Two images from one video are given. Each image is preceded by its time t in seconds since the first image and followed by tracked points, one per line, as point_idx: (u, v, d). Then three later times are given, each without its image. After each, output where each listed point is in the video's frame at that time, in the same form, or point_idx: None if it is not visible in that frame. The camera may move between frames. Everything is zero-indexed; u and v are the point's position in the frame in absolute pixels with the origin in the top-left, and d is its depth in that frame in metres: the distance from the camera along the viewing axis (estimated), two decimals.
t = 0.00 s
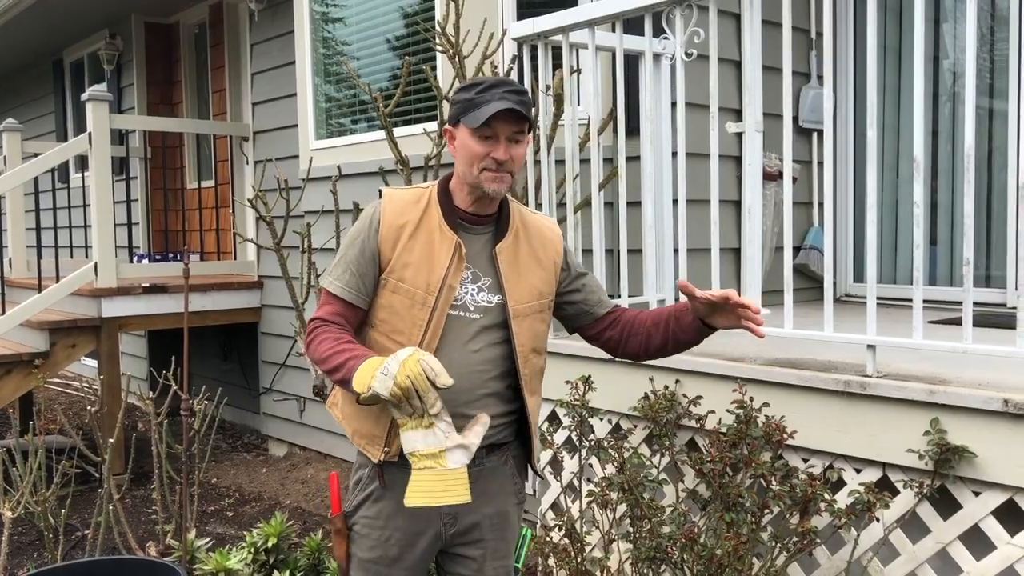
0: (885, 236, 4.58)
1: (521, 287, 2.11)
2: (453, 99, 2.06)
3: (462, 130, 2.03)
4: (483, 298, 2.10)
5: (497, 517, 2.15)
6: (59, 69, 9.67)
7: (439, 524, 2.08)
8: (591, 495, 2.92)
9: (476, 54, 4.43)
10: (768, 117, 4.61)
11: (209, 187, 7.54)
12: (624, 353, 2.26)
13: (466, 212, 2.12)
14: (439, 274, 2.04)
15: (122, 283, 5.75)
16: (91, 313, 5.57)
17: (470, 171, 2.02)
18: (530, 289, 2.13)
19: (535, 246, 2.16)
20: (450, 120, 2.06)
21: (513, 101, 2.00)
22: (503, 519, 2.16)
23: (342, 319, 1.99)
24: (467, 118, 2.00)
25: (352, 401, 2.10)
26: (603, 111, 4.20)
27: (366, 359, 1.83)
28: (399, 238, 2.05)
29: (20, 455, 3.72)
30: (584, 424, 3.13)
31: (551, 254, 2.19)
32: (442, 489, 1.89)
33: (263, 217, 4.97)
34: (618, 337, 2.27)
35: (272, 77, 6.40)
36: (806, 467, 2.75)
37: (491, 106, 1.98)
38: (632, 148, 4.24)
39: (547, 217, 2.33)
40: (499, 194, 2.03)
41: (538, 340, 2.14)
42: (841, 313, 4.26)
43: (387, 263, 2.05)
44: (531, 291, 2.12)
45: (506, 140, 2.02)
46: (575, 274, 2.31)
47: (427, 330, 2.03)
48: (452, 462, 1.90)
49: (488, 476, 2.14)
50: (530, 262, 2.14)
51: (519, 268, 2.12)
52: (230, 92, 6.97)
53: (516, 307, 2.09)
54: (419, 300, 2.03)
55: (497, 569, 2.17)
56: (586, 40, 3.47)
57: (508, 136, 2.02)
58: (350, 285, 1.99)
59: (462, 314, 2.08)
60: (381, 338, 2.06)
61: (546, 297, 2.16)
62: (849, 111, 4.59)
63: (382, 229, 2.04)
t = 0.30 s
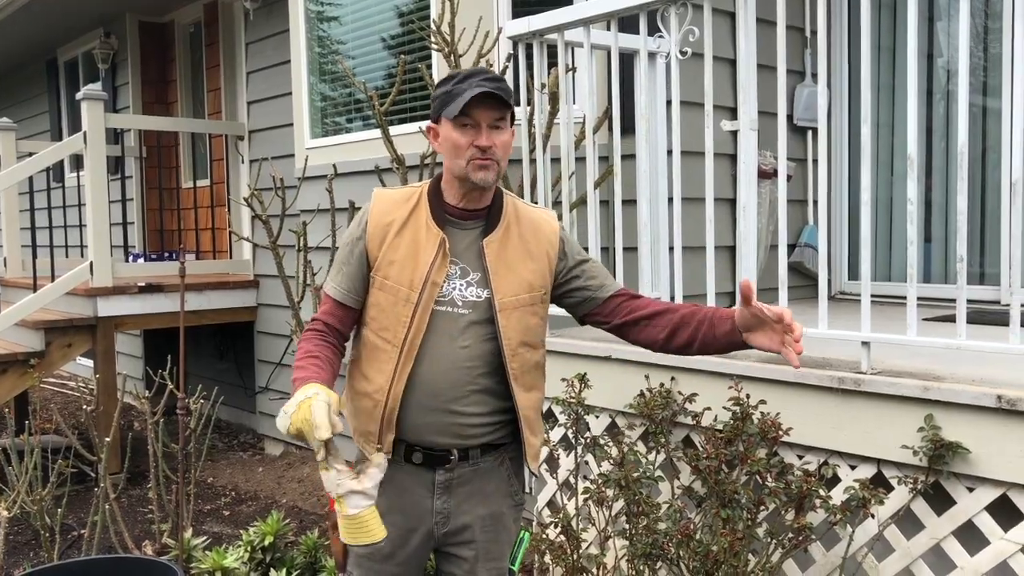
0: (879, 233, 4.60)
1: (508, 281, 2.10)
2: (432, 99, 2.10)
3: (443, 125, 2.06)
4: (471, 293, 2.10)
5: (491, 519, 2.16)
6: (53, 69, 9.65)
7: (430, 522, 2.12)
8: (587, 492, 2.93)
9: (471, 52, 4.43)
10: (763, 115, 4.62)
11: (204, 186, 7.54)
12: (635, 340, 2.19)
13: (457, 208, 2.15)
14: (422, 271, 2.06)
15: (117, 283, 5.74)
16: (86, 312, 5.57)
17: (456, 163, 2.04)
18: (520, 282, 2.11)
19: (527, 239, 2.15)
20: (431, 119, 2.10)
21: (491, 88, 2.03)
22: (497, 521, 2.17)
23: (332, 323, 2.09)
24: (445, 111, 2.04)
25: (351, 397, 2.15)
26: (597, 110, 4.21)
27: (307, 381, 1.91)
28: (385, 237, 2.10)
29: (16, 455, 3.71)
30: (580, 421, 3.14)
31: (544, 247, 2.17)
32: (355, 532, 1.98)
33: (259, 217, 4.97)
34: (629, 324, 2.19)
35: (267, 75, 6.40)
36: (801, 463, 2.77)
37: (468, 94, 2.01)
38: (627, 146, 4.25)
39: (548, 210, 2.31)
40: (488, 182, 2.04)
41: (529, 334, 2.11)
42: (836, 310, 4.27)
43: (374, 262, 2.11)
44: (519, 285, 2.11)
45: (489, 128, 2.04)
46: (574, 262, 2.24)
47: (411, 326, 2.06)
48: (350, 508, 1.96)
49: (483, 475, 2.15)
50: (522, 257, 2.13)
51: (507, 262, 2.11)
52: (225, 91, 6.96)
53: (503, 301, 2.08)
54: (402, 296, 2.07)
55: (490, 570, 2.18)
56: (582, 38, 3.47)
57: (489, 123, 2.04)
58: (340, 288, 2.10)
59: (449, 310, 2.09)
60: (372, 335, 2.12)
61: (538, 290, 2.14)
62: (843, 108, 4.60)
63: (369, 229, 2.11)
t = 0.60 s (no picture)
0: (873, 231, 4.62)
1: (498, 278, 2.09)
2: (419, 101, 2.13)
3: (426, 129, 2.09)
4: (462, 291, 2.11)
5: (481, 519, 2.13)
6: (48, 69, 9.65)
7: (421, 519, 2.13)
8: (582, 489, 2.94)
9: (465, 51, 4.44)
10: (756, 112, 4.63)
11: (199, 186, 7.54)
12: (635, 340, 2.12)
13: (450, 206, 2.16)
14: (410, 270, 2.08)
15: (112, 283, 5.75)
16: (81, 312, 5.57)
17: (438, 166, 2.07)
18: (512, 280, 2.10)
19: (521, 235, 2.13)
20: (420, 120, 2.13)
21: (469, 89, 2.01)
22: (488, 521, 2.14)
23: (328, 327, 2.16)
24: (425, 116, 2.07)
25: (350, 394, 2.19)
26: (592, 109, 4.22)
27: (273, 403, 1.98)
28: (376, 236, 2.13)
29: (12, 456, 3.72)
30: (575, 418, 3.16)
31: (538, 243, 2.14)
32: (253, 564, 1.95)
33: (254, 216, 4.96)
34: (633, 323, 2.12)
35: (261, 75, 6.40)
36: (795, 460, 2.79)
37: (444, 97, 2.02)
38: (621, 144, 4.26)
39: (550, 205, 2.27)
40: (470, 185, 2.05)
41: (520, 332, 2.10)
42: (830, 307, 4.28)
43: (366, 262, 2.15)
44: (510, 282, 2.10)
45: (469, 131, 2.05)
46: (570, 256, 2.19)
47: (400, 325, 2.08)
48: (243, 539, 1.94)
49: (477, 473, 2.15)
50: (514, 255, 2.12)
51: (498, 258, 2.11)
52: (220, 91, 6.96)
53: (493, 299, 2.08)
54: (391, 296, 2.10)
55: (480, 570, 2.14)
56: (576, 37, 3.48)
57: (468, 125, 2.05)
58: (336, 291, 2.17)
59: (440, 308, 2.11)
60: (366, 334, 2.15)
61: (530, 287, 2.12)
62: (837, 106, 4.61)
63: (362, 229, 2.15)
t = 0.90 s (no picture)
0: (870, 229, 4.62)
1: (493, 284, 2.10)
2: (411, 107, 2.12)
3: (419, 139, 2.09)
4: (459, 297, 2.12)
5: (480, 516, 2.14)
6: (47, 69, 9.65)
7: (420, 515, 2.14)
8: (580, 486, 2.95)
9: (462, 51, 4.45)
10: (753, 111, 4.64)
11: (197, 185, 7.55)
12: (625, 352, 2.15)
13: (445, 212, 2.16)
14: (408, 278, 2.09)
15: (111, 283, 5.76)
16: (80, 312, 5.58)
17: (432, 177, 2.08)
18: (507, 288, 2.11)
19: (517, 241, 2.14)
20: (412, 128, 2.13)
21: (461, 101, 2.01)
22: (486, 517, 2.15)
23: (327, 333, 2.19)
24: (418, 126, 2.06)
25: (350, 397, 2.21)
26: (588, 108, 4.23)
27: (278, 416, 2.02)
28: (374, 242, 2.14)
29: (12, 455, 3.74)
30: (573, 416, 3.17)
31: (534, 249, 2.14)
32: None
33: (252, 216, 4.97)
34: (623, 337, 2.14)
35: (260, 75, 6.40)
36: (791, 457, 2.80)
37: (437, 109, 2.01)
38: (617, 143, 4.27)
39: (547, 206, 2.28)
40: (464, 195, 2.07)
41: (517, 337, 2.12)
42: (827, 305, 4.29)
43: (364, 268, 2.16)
44: (505, 288, 2.10)
45: (462, 142, 2.05)
46: (567, 263, 2.19)
47: (397, 332, 2.10)
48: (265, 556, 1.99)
49: (475, 470, 2.16)
50: (510, 262, 2.12)
51: (494, 264, 2.11)
52: (218, 90, 6.96)
53: (488, 306, 2.09)
54: (389, 303, 2.11)
55: (480, 568, 2.15)
56: (573, 36, 3.49)
57: (461, 136, 2.04)
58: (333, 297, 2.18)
59: (438, 315, 2.12)
60: (365, 339, 2.16)
61: (526, 293, 2.13)
62: (832, 105, 4.62)
63: (359, 235, 2.16)
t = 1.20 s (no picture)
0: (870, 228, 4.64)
1: (493, 284, 2.14)
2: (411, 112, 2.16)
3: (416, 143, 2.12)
4: (458, 297, 2.15)
5: (478, 511, 2.18)
6: (52, 69, 9.70)
7: (419, 511, 2.17)
8: (577, 483, 2.99)
9: (463, 52, 4.49)
10: (752, 111, 4.67)
11: (202, 185, 7.60)
12: (620, 351, 2.18)
13: (444, 212, 2.19)
14: (409, 277, 2.13)
15: (116, 281, 5.81)
16: (86, 310, 5.64)
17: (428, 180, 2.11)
18: (506, 288, 2.14)
19: (516, 241, 2.17)
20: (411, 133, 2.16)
21: (455, 106, 2.05)
22: (485, 513, 2.19)
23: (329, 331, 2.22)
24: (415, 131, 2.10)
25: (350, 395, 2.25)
26: (588, 108, 4.26)
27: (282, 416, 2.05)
28: (375, 242, 2.18)
29: (19, 452, 3.79)
30: (571, 414, 3.20)
31: (533, 250, 2.18)
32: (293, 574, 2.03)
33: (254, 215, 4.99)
34: (614, 336, 2.18)
35: (263, 75, 6.45)
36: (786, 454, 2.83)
37: (431, 114, 2.05)
38: (616, 143, 4.31)
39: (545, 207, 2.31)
40: (460, 197, 2.09)
41: (514, 336, 2.16)
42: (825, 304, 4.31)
43: (365, 267, 2.19)
44: (504, 288, 2.14)
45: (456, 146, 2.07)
46: (564, 263, 2.22)
47: (398, 331, 2.13)
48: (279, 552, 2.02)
49: (473, 466, 2.19)
50: (509, 262, 2.16)
51: (494, 265, 2.15)
52: (223, 90, 7.01)
53: (488, 306, 2.12)
54: (390, 302, 2.14)
55: (478, 562, 2.19)
56: (572, 37, 3.52)
57: (456, 140, 2.07)
58: (334, 296, 2.22)
59: (438, 314, 2.15)
60: (365, 338, 2.20)
61: (524, 293, 2.17)
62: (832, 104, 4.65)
63: (360, 235, 2.20)
